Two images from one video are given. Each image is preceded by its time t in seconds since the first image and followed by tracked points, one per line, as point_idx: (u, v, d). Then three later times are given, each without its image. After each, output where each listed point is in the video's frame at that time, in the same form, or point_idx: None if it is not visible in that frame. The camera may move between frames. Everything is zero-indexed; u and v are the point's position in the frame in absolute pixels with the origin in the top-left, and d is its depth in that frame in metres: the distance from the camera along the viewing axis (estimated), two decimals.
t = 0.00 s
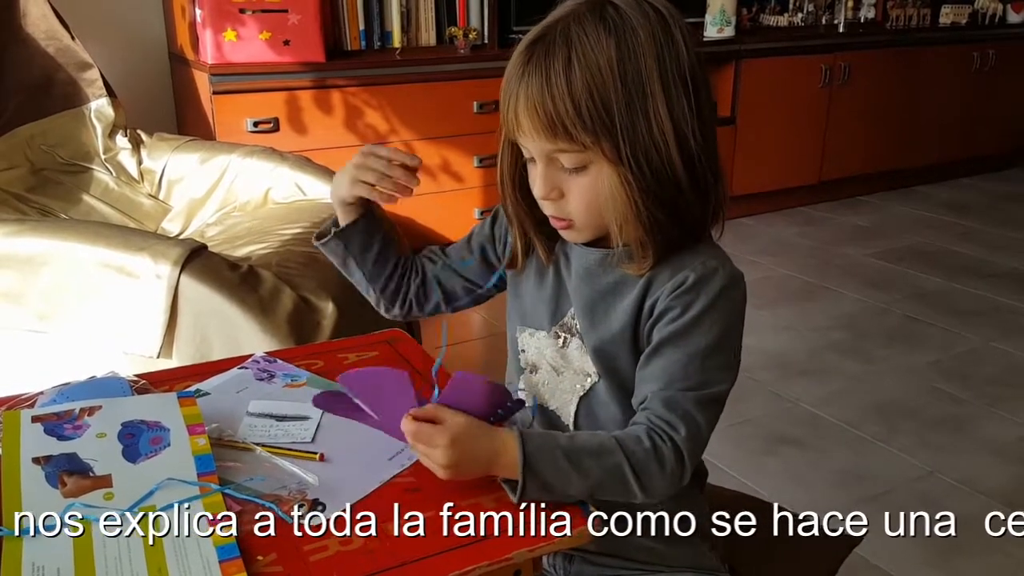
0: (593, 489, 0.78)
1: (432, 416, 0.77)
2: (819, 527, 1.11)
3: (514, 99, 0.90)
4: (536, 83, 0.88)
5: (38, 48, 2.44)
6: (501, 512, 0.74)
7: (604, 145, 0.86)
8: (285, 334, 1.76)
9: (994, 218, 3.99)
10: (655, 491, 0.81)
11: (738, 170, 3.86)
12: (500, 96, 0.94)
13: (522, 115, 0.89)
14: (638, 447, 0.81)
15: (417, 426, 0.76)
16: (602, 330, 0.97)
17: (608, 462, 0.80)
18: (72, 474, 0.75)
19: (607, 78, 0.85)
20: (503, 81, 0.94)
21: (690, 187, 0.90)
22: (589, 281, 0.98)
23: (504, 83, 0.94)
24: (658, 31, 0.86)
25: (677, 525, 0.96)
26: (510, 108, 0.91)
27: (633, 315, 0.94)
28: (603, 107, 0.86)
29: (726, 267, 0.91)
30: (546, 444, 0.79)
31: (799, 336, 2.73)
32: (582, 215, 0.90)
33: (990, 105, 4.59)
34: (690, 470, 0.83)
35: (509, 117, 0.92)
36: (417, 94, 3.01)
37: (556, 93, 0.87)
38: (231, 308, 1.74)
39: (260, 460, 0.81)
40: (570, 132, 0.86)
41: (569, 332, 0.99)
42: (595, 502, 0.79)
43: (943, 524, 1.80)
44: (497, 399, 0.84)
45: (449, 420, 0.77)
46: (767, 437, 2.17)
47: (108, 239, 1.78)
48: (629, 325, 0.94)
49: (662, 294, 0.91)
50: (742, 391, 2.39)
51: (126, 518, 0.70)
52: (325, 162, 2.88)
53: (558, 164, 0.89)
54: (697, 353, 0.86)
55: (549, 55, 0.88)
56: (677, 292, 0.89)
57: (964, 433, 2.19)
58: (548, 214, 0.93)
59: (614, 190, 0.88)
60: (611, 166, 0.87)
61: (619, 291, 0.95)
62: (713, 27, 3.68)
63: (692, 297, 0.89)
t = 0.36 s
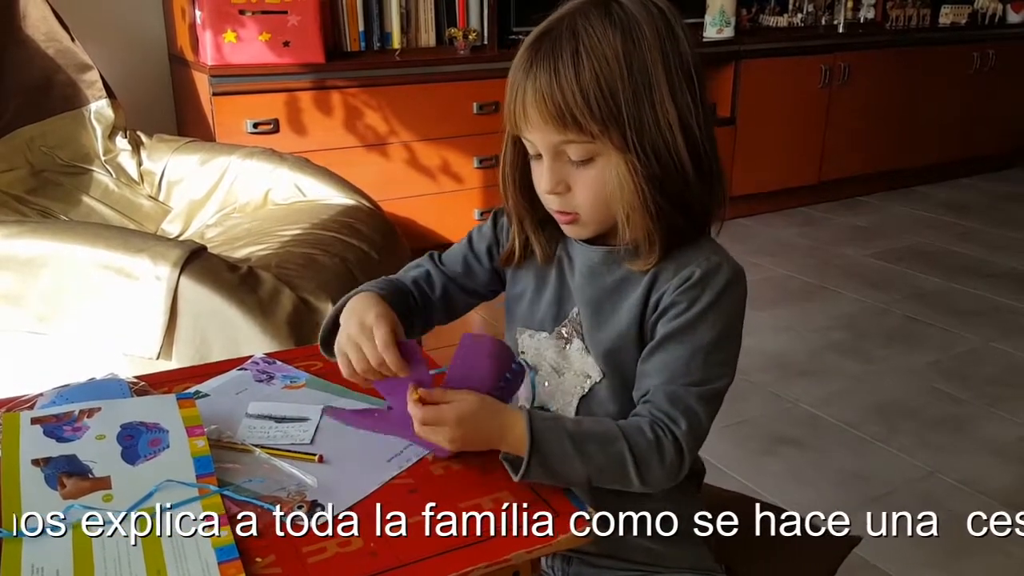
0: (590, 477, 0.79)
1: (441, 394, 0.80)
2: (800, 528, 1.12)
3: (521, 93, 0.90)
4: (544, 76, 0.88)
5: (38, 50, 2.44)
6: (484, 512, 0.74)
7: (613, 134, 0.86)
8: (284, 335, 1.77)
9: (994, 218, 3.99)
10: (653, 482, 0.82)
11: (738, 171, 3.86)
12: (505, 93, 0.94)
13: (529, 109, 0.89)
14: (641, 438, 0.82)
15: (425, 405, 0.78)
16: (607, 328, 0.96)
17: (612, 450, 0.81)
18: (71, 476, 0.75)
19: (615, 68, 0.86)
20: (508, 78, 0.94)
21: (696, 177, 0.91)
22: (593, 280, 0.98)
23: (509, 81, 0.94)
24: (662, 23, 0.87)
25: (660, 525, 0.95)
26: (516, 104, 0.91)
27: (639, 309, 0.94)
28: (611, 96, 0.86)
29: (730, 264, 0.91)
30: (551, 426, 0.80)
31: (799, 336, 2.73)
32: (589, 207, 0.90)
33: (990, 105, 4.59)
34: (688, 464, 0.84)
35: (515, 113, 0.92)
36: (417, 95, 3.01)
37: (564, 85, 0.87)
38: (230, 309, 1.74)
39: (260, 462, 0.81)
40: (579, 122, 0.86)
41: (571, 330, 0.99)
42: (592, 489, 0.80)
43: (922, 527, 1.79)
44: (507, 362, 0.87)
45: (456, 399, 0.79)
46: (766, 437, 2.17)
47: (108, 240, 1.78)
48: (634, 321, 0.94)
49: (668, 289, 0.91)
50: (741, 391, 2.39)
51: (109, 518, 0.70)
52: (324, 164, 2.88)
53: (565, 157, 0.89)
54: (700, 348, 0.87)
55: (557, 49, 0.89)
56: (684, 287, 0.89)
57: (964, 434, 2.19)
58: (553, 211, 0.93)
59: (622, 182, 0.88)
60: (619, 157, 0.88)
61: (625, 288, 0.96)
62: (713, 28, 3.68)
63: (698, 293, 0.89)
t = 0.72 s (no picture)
0: (572, 476, 0.79)
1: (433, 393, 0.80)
2: (783, 528, 1.11)
3: (523, 90, 0.91)
4: (547, 71, 0.89)
5: (39, 50, 2.44)
6: (467, 512, 0.74)
7: (616, 128, 0.87)
8: (285, 336, 1.77)
9: (995, 218, 3.99)
10: (633, 482, 0.83)
11: (738, 171, 3.86)
12: (507, 92, 0.94)
13: (532, 105, 0.89)
14: (625, 440, 0.82)
15: (419, 404, 0.79)
16: (608, 332, 0.96)
17: (596, 450, 0.81)
18: (71, 477, 0.75)
19: (616, 62, 0.87)
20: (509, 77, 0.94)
21: (693, 171, 0.91)
22: (597, 283, 0.97)
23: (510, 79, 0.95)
24: (662, 19, 0.87)
25: (642, 525, 0.94)
26: (519, 101, 0.92)
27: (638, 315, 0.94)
28: (613, 91, 0.86)
29: (730, 268, 0.91)
30: (538, 420, 0.81)
31: (799, 336, 2.73)
32: (594, 202, 0.89)
33: (990, 105, 4.59)
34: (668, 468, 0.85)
35: (517, 111, 0.92)
36: (417, 96, 3.01)
37: (567, 81, 0.87)
38: (231, 309, 1.74)
39: (260, 463, 0.81)
40: (583, 117, 0.87)
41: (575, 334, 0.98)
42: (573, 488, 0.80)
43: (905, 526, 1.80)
44: (495, 331, 0.84)
45: (450, 397, 0.79)
46: (767, 437, 2.17)
47: (109, 241, 1.78)
48: (634, 325, 0.94)
49: (667, 293, 0.91)
50: (742, 391, 2.39)
51: (91, 518, 0.70)
52: (325, 164, 2.88)
53: (569, 153, 0.89)
54: (692, 354, 0.87)
55: (558, 45, 0.89)
56: (682, 293, 0.89)
57: (965, 434, 2.19)
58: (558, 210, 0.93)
59: (627, 176, 0.88)
60: (623, 151, 0.88)
61: (626, 293, 0.96)
62: (713, 28, 3.68)
63: (696, 299, 0.89)
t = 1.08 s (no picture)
0: (575, 476, 0.79)
1: (439, 397, 0.76)
2: (765, 528, 1.11)
3: (507, 92, 0.91)
4: (528, 72, 0.89)
5: (39, 51, 2.44)
6: (449, 512, 0.74)
7: (598, 122, 0.87)
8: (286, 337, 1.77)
9: (995, 218, 3.98)
10: (636, 479, 0.82)
11: (738, 171, 3.86)
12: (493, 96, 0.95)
13: (516, 106, 0.90)
14: (628, 436, 0.82)
15: (427, 410, 0.75)
16: (604, 332, 0.97)
17: (600, 448, 0.80)
18: (72, 477, 0.75)
19: (594, 58, 0.87)
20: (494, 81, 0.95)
21: (676, 163, 0.91)
22: (593, 284, 0.98)
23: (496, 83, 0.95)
24: (640, 13, 0.87)
25: (623, 525, 0.93)
26: (504, 103, 0.92)
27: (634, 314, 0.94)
28: (592, 86, 0.87)
29: (724, 265, 0.91)
30: (543, 421, 0.79)
31: (800, 337, 2.73)
32: (585, 198, 0.89)
33: (990, 105, 4.59)
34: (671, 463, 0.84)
35: (503, 113, 0.93)
36: (417, 96, 3.01)
37: (547, 79, 0.88)
38: (232, 310, 1.74)
39: (260, 464, 0.81)
40: (565, 113, 0.87)
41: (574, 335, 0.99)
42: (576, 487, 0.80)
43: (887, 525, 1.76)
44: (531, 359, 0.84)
45: (461, 405, 0.76)
46: (767, 437, 2.17)
47: (109, 242, 1.78)
48: (630, 324, 0.94)
49: (662, 291, 0.91)
50: (743, 391, 2.39)
51: (73, 518, 0.70)
52: (325, 165, 2.88)
53: (556, 150, 0.89)
54: (689, 350, 0.87)
55: (538, 45, 0.90)
56: (676, 291, 0.89)
57: (965, 434, 2.19)
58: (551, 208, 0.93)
59: (612, 170, 0.88)
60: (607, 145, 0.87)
61: (623, 292, 0.96)
62: (713, 28, 3.68)
63: (692, 296, 0.88)
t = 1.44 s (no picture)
0: (590, 478, 0.78)
1: (454, 412, 0.72)
2: (747, 528, 1.10)
3: (494, 99, 0.92)
4: (513, 78, 0.90)
5: (40, 50, 2.44)
6: (430, 512, 0.74)
7: (582, 126, 0.87)
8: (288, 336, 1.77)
9: (997, 218, 3.98)
10: (651, 478, 0.81)
11: (738, 171, 3.86)
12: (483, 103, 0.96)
13: (504, 112, 0.91)
14: (640, 434, 0.81)
15: (448, 426, 0.70)
16: (600, 331, 0.97)
17: (615, 447, 0.80)
18: (74, 476, 0.75)
19: (578, 60, 0.87)
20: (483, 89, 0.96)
21: (667, 161, 0.90)
22: (589, 283, 0.98)
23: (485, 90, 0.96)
24: (623, 15, 0.87)
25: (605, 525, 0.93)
26: (492, 110, 0.93)
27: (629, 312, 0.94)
28: (577, 90, 0.87)
29: (720, 263, 0.91)
30: (558, 426, 0.78)
31: (801, 336, 2.73)
32: (577, 201, 0.89)
33: (991, 104, 4.59)
34: (682, 459, 0.84)
35: (492, 119, 0.93)
36: (418, 96, 3.01)
37: (531, 84, 0.88)
38: (233, 309, 1.74)
39: (262, 463, 0.81)
40: (551, 117, 0.87)
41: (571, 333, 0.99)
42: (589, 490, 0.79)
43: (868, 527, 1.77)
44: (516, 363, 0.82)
45: (479, 420, 0.72)
46: (768, 437, 2.17)
47: (110, 242, 1.79)
48: (627, 322, 0.94)
49: (659, 289, 0.91)
50: (744, 391, 2.39)
51: (55, 518, 0.70)
52: (325, 164, 2.89)
53: (545, 154, 0.90)
54: (690, 345, 0.87)
55: (522, 51, 0.90)
56: (673, 287, 0.89)
57: (966, 434, 2.19)
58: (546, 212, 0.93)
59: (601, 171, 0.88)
60: (594, 146, 0.87)
61: (618, 292, 0.96)
62: (714, 28, 3.68)
63: (688, 292, 0.88)
